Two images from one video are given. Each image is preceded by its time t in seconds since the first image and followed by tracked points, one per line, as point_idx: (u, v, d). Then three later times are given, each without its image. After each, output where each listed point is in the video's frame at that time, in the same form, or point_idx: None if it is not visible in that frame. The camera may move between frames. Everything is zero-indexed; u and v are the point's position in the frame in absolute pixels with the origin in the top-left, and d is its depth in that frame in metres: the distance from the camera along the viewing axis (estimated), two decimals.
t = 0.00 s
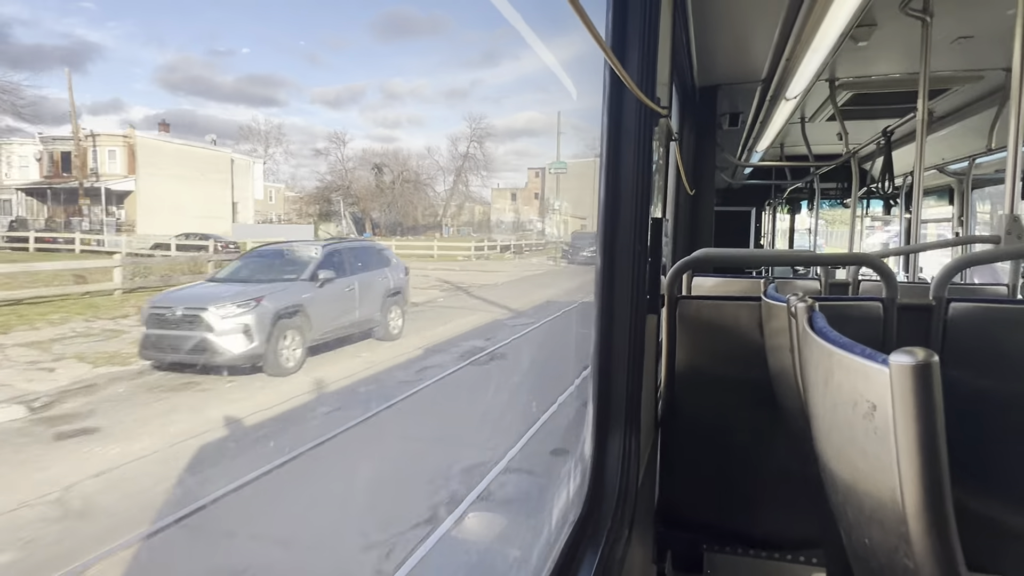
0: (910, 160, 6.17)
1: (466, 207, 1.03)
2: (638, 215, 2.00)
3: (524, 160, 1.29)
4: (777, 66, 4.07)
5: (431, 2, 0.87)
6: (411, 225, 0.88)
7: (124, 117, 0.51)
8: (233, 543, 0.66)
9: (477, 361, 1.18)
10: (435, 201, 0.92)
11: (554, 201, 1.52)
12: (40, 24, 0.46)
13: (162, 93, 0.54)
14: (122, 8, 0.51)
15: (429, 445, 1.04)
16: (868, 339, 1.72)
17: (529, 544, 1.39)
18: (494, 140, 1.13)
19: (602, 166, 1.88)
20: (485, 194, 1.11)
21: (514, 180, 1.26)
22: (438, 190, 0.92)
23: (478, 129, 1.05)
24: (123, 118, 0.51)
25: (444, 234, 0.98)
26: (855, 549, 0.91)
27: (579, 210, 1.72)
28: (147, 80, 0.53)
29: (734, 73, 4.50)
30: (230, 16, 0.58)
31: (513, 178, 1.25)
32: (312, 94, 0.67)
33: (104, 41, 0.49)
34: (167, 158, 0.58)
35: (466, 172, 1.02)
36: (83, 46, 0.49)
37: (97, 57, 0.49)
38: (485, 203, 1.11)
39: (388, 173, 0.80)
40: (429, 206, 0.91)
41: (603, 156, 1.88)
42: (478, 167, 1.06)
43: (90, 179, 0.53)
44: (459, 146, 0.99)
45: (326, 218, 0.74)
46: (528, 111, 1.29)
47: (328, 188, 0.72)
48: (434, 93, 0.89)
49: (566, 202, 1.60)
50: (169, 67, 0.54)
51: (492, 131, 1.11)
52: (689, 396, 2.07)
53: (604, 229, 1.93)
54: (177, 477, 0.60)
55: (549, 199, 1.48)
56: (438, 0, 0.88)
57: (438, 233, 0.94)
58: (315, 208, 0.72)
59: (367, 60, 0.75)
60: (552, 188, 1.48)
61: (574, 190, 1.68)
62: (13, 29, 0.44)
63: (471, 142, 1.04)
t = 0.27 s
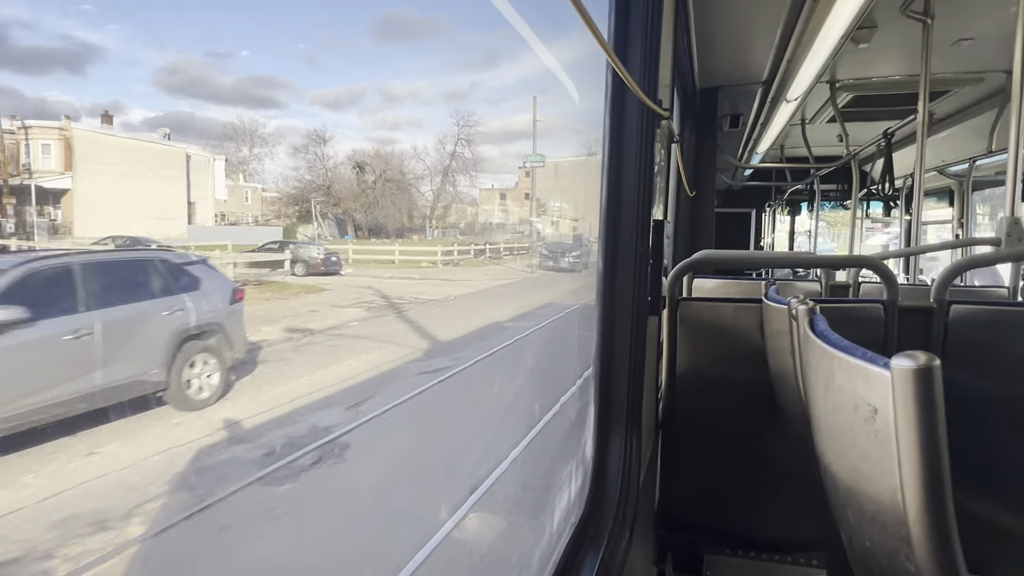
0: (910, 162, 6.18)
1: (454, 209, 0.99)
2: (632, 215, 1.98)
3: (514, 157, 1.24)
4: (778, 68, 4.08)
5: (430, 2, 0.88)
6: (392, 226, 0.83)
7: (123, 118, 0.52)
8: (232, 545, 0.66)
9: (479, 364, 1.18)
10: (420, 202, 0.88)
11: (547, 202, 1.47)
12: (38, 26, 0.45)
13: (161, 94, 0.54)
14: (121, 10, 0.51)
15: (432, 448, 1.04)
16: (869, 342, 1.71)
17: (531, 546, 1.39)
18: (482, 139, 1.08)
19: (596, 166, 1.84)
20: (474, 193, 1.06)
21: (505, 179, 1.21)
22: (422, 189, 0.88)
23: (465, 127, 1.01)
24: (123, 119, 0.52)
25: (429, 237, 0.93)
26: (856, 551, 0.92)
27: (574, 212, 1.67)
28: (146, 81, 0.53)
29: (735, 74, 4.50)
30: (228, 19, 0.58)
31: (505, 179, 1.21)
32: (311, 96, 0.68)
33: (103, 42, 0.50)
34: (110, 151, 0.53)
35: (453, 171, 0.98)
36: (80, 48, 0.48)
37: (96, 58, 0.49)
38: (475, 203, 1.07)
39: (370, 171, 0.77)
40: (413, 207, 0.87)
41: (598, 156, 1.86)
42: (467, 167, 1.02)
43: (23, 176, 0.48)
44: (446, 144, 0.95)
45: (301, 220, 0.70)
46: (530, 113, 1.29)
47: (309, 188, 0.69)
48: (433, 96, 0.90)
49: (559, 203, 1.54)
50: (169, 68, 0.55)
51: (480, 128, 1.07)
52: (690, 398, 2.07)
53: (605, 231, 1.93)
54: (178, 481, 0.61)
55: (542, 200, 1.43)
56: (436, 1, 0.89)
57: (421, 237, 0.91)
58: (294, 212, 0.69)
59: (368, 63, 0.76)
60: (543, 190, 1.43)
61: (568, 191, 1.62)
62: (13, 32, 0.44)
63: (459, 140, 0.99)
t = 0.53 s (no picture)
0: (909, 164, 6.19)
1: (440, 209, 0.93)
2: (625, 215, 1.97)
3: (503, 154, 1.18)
4: (777, 70, 4.08)
5: (428, 3, 0.88)
6: (370, 227, 0.78)
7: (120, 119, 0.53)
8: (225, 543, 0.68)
9: (473, 364, 1.19)
10: (399, 199, 0.82)
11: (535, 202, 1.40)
12: (37, 26, 0.45)
13: (160, 96, 0.55)
14: (120, 11, 0.51)
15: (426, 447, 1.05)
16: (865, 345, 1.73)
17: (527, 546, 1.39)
18: (468, 135, 1.03)
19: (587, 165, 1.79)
20: (460, 194, 1.01)
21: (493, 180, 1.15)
22: (407, 188, 0.84)
23: (451, 122, 0.97)
24: (121, 122, 0.52)
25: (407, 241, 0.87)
26: (851, 553, 0.92)
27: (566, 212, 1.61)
28: (143, 82, 0.54)
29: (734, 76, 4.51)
30: (227, 22, 0.59)
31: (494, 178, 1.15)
32: (309, 97, 0.68)
33: (101, 43, 0.50)
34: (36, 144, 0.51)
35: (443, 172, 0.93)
36: (77, 48, 0.49)
37: (95, 60, 0.50)
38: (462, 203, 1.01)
39: (348, 170, 0.73)
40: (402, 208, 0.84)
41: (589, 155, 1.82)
42: (453, 167, 0.98)
43: None
44: (431, 143, 0.91)
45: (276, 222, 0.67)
46: (528, 113, 1.29)
47: (285, 186, 0.67)
48: (430, 97, 0.91)
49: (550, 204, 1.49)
50: (167, 68, 0.55)
51: (468, 125, 1.03)
52: (687, 399, 2.08)
53: (602, 232, 1.93)
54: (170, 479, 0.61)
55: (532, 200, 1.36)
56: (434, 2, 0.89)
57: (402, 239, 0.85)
58: (267, 212, 0.66)
59: (366, 65, 0.77)
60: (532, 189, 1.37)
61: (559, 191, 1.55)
62: (10, 34, 0.43)
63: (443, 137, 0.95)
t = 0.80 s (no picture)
0: (910, 165, 6.19)
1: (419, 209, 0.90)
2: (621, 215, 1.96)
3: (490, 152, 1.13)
4: (777, 71, 4.09)
5: (428, 4, 0.88)
6: (351, 226, 0.78)
7: (119, 119, 0.55)
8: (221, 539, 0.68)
9: (472, 366, 1.19)
10: (382, 196, 0.82)
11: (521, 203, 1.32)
12: (34, 27, 0.47)
13: (159, 97, 0.57)
14: (119, 15, 0.53)
15: (425, 448, 1.05)
16: (865, 347, 1.73)
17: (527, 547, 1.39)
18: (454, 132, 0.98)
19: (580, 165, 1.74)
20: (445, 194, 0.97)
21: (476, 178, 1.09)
22: (389, 187, 0.83)
23: (436, 119, 0.92)
24: (120, 121, 0.55)
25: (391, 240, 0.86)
26: (850, 554, 0.92)
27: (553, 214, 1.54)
28: (143, 84, 0.55)
29: (734, 77, 4.52)
30: (225, 26, 0.61)
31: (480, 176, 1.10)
32: (308, 99, 0.70)
33: (100, 44, 0.52)
34: None
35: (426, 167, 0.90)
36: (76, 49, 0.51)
37: (94, 62, 0.53)
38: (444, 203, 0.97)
39: (326, 168, 0.73)
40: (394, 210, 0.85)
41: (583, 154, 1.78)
42: (439, 166, 0.94)
43: None
44: (417, 140, 0.87)
45: (253, 222, 0.69)
46: (527, 114, 1.30)
47: (261, 184, 0.68)
48: (429, 98, 0.91)
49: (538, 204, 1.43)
50: (167, 70, 0.57)
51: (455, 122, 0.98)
52: (687, 400, 2.08)
53: (602, 235, 1.92)
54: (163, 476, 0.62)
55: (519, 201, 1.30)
56: (433, 2, 0.89)
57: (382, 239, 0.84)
58: (242, 211, 0.68)
59: (366, 67, 0.77)
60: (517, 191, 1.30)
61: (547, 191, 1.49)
62: (9, 34, 0.46)
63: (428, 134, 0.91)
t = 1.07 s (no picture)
0: (910, 165, 6.19)
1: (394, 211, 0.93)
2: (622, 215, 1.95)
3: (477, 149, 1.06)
4: (777, 71, 4.09)
5: (427, 4, 0.90)
6: (313, 225, 0.85)
7: (116, 120, 0.62)
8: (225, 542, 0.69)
9: (475, 368, 1.19)
10: (356, 198, 0.86)
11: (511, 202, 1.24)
12: (36, 30, 0.53)
13: (156, 98, 0.64)
14: (121, 20, 0.60)
15: (428, 450, 1.05)
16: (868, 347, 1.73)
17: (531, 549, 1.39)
18: (436, 128, 0.95)
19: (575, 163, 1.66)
20: (426, 194, 0.96)
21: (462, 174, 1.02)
22: (374, 185, 0.88)
23: (417, 112, 0.91)
24: (118, 123, 0.62)
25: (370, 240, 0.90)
26: (855, 555, 0.92)
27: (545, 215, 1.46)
28: (141, 84, 0.62)
29: (734, 78, 4.52)
30: (225, 28, 0.68)
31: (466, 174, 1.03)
32: (307, 100, 0.77)
33: (100, 46, 0.58)
34: None
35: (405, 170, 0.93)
36: (77, 52, 0.57)
37: (92, 64, 0.58)
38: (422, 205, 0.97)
39: (299, 164, 0.80)
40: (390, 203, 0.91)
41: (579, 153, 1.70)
42: (418, 161, 0.95)
43: None
44: (396, 137, 0.89)
45: (222, 221, 0.82)
46: (528, 115, 1.30)
47: (229, 183, 0.80)
48: (426, 99, 0.92)
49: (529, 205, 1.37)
50: (166, 71, 0.63)
51: (438, 118, 0.95)
52: (690, 401, 2.07)
53: (603, 236, 1.92)
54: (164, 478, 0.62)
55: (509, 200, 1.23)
56: (433, 4, 0.91)
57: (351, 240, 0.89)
58: (215, 211, 0.82)
59: (361, 67, 0.82)
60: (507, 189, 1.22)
61: (538, 190, 1.41)
62: (8, 36, 0.51)
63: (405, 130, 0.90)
